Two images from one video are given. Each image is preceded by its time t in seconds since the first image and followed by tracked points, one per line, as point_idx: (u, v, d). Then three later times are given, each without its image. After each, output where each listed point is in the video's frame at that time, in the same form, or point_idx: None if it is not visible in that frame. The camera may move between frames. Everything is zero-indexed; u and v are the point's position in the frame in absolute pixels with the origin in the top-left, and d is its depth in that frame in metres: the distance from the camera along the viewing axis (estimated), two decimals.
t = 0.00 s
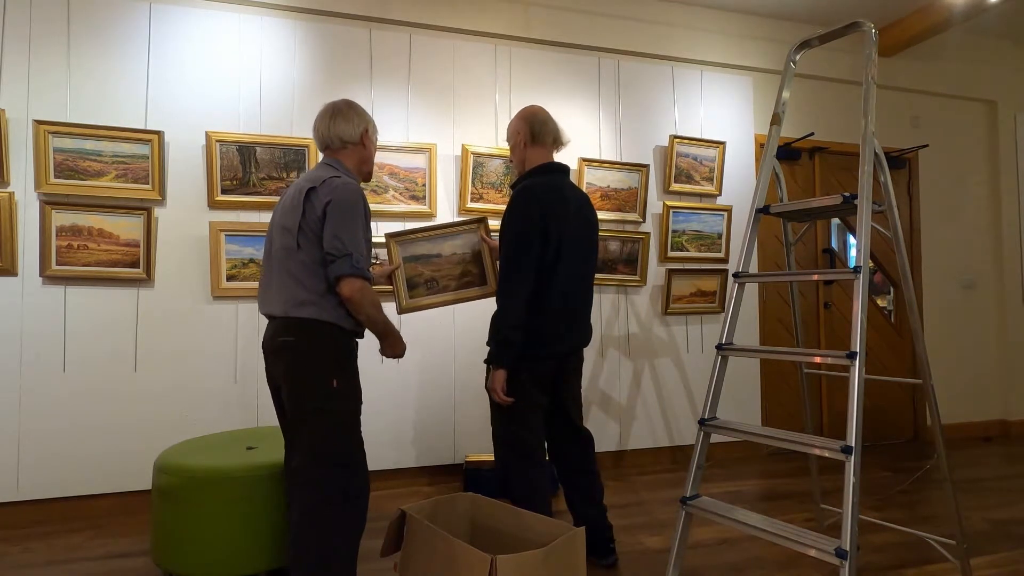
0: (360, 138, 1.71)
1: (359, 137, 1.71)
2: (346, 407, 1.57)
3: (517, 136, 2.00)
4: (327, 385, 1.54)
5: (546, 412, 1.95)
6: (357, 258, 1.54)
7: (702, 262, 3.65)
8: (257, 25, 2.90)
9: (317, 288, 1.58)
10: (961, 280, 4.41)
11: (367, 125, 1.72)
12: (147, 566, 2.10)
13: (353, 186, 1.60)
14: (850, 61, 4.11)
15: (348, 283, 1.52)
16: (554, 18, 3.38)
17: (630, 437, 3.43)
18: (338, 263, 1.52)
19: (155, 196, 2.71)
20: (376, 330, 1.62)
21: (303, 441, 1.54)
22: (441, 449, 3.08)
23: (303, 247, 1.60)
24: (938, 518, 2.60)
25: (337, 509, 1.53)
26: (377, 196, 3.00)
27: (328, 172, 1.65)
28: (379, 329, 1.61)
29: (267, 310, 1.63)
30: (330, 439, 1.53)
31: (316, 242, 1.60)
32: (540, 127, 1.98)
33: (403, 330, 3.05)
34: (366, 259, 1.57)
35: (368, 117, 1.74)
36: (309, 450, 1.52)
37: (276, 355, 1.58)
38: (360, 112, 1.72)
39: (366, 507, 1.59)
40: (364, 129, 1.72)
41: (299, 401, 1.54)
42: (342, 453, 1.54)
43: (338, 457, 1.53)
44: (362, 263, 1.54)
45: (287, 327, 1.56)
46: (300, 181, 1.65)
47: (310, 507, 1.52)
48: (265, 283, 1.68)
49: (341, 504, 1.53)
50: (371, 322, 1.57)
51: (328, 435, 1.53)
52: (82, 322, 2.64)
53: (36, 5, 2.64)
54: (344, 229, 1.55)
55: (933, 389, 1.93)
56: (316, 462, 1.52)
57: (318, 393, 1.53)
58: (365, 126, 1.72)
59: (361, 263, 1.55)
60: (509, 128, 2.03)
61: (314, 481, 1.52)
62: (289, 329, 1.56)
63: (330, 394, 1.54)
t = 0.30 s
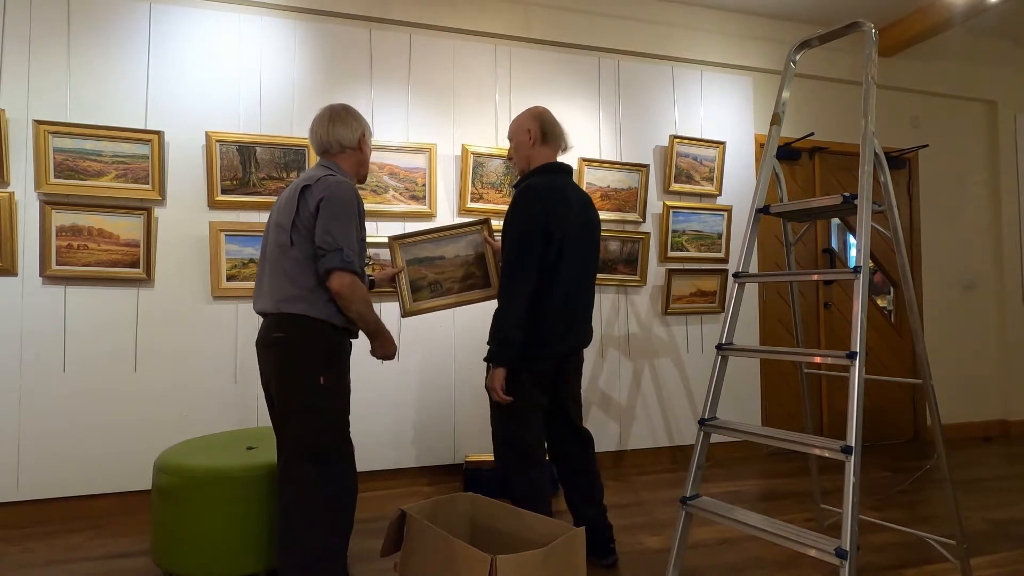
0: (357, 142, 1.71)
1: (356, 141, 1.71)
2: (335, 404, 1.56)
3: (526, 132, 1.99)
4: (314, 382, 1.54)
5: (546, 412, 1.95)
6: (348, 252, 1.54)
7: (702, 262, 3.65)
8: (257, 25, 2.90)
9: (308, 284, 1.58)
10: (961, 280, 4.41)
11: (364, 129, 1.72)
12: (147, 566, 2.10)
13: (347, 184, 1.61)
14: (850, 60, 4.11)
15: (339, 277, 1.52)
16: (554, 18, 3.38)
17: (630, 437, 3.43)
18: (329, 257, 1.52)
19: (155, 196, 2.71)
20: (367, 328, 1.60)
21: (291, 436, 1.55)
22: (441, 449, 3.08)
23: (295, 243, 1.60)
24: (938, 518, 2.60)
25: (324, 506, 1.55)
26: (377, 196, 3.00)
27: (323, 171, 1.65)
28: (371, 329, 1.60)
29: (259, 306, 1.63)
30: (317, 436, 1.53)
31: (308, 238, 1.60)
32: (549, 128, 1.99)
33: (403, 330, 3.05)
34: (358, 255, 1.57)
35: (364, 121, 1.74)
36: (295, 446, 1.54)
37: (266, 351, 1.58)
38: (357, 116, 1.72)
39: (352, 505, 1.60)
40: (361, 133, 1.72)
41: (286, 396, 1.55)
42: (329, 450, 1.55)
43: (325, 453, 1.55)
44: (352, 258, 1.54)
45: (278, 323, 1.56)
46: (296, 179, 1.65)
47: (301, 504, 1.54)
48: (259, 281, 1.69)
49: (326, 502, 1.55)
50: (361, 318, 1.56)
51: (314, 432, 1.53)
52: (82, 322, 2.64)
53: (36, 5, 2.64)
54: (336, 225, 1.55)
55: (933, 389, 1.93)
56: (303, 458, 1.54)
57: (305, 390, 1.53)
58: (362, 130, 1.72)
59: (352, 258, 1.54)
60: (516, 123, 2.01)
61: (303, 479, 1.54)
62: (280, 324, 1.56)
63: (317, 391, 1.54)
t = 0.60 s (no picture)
0: (348, 140, 1.72)
1: (347, 138, 1.71)
2: (334, 407, 1.57)
3: (526, 133, 1.99)
4: (315, 385, 1.54)
5: (546, 413, 1.95)
6: (346, 251, 1.54)
7: (702, 262, 3.65)
8: (257, 25, 2.90)
9: (305, 284, 1.58)
10: (960, 280, 4.41)
11: (354, 126, 1.73)
12: (147, 566, 2.10)
13: (342, 181, 1.60)
14: (850, 60, 4.11)
15: (338, 276, 1.52)
16: (554, 18, 3.38)
17: (630, 437, 3.43)
18: (327, 256, 1.52)
19: (155, 196, 2.71)
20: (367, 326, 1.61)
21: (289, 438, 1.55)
22: (441, 449, 3.08)
23: (291, 242, 1.60)
24: (938, 518, 2.60)
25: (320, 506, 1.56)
26: (377, 196, 3.00)
27: (317, 168, 1.65)
28: (368, 326, 1.60)
29: (255, 307, 1.62)
30: (316, 438, 1.54)
31: (304, 237, 1.60)
32: (549, 129, 1.99)
33: (403, 330, 3.05)
34: (356, 253, 1.57)
35: (353, 118, 1.74)
36: (292, 448, 1.53)
37: (262, 352, 1.57)
38: (346, 113, 1.72)
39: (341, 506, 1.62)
40: (350, 131, 1.72)
41: (284, 398, 1.55)
42: (328, 452, 1.56)
43: (325, 455, 1.55)
44: (351, 257, 1.54)
45: (274, 323, 1.56)
46: (289, 178, 1.65)
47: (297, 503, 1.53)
48: (254, 282, 1.68)
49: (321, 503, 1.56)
50: (361, 317, 1.57)
51: (313, 435, 1.54)
52: (82, 321, 2.64)
53: (36, 5, 2.64)
54: (332, 223, 1.55)
55: (932, 389, 1.93)
56: (299, 460, 1.53)
57: (305, 392, 1.53)
58: (351, 127, 1.72)
59: (350, 256, 1.54)
60: (515, 123, 2.01)
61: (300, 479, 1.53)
62: (276, 326, 1.56)
63: (318, 394, 1.54)
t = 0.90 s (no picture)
0: (328, 132, 1.64)
1: (326, 131, 1.64)
2: (323, 417, 1.53)
3: (520, 134, 2.00)
4: (305, 394, 1.49)
5: (548, 414, 1.95)
6: (336, 256, 1.49)
7: (702, 262, 3.65)
8: (257, 25, 2.90)
9: (290, 289, 1.52)
10: (960, 280, 4.41)
11: (333, 118, 1.65)
12: (146, 566, 2.10)
13: (329, 181, 1.54)
14: (850, 60, 4.11)
15: (328, 283, 1.47)
16: (555, 18, 3.38)
17: (630, 437, 3.43)
18: (316, 262, 1.47)
19: (155, 197, 2.71)
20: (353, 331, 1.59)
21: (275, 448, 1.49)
22: (441, 449, 3.08)
23: (275, 246, 1.52)
24: (939, 518, 2.60)
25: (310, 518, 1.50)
26: (377, 196, 3.00)
27: (299, 164, 1.57)
28: (355, 329, 1.57)
29: (234, 314, 1.54)
30: (307, 449, 1.49)
31: (289, 240, 1.53)
32: (538, 131, 2.01)
33: (404, 330, 3.05)
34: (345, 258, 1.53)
35: (332, 107, 1.66)
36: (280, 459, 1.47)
37: (245, 361, 1.51)
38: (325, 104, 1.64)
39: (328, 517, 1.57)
40: (330, 122, 1.65)
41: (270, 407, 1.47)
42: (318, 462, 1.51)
43: (315, 467, 1.50)
44: (342, 263, 1.50)
45: (259, 332, 1.49)
46: (267, 175, 1.56)
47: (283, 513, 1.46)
48: (230, 285, 1.60)
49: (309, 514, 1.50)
50: (350, 323, 1.54)
51: (303, 447, 1.48)
52: (82, 321, 2.64)
53: (36, 5, 2.64)
54: (320, 226, 1.49)
55: (933, 389, 1.93)
56: (288, 472, 1.47)
57: (295, 402, 1.48)
58: (330, 119, 1.64)
59: (342, 262, 1.50)
60: (509, 123, 2.01)
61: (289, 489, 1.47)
62: (260, 335, 1.49)
63: (308, 403, 1.50)
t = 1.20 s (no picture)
0: (305, 120, 1.59)
1: (304, 118, 1.59)
2: (302, 424, 1.46)
3: (512, 135, 2.00)
4: (282, 402, 1.42)
5: (548, 414, 1.94)
6: (313, 259, 1.44)
7: (702, 262, 3.65)
8: (257, 25, 2.90)
9: (264, 293, 1.45)
10: (960, 280, 4.41)
11: (313, 107, 1.60)
12: (146, 566, 2.10)
13: (307, 179, 1.49)
14: (850, 60, 4.11)
15: (304, 288, 1.41)
16: (555, 18, 3.38)
17: (630, 437, 3.43)
18: (292, 265, 1.41)
19: (155, 197, 2.71)
20: (325, 339, 1.54)
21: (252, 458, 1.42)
22: (442, 449, 3.08)
23: (247, 247, 1.46)
24: (939, 518, 2.60)
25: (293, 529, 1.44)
26: (378, 196, 3.00)
27: (274, 158, 1.51)
28: (329, 336, 1.53)
29: (203, 318, 1.47)
30: (286, 458, 1.42)
31: (264, 241, 1.47)
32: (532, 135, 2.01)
33: (404, 330, 3.05)
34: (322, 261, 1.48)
35: (315, 97, 1.62)
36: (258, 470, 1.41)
37: (219, 368, 1.44)
38: (309, 92, 1.60)
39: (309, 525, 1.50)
40: (310, 110, 1.60)
41: (246, 416, 1.41)
42: (297, 471, 1.45)
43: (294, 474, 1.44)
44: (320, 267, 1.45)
45: (233, 338, 1.43)
46: (240, 170, 1.49)
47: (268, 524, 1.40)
48: (199, 288, 1.52)
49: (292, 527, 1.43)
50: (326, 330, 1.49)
51: (280, 456, 1.41)
52: (82, 321, 2.64)
53: (36, 5, 2.64)
54: (296, 226, 1.43)
55: (933, 389, 1.93)
56: (265, 479, 1.40)
57: (272, 410, 1.41)
58: (310, 108, 1.60)
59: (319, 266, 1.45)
60: (502, 123, 2.01)
61: (270, 502, 1.41)
62: (235, 341, 1.42)
63: (285, 411, 1.43)
